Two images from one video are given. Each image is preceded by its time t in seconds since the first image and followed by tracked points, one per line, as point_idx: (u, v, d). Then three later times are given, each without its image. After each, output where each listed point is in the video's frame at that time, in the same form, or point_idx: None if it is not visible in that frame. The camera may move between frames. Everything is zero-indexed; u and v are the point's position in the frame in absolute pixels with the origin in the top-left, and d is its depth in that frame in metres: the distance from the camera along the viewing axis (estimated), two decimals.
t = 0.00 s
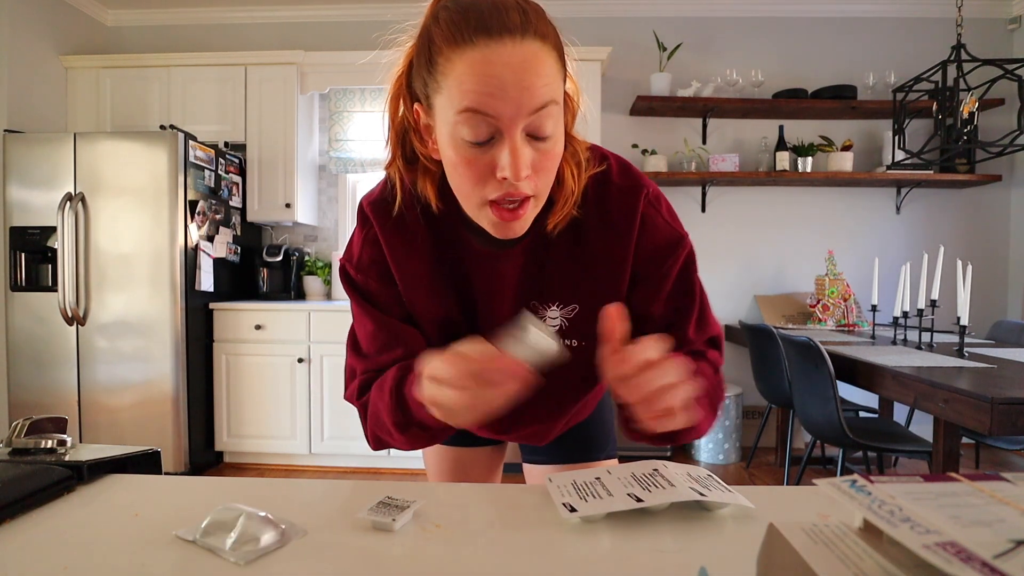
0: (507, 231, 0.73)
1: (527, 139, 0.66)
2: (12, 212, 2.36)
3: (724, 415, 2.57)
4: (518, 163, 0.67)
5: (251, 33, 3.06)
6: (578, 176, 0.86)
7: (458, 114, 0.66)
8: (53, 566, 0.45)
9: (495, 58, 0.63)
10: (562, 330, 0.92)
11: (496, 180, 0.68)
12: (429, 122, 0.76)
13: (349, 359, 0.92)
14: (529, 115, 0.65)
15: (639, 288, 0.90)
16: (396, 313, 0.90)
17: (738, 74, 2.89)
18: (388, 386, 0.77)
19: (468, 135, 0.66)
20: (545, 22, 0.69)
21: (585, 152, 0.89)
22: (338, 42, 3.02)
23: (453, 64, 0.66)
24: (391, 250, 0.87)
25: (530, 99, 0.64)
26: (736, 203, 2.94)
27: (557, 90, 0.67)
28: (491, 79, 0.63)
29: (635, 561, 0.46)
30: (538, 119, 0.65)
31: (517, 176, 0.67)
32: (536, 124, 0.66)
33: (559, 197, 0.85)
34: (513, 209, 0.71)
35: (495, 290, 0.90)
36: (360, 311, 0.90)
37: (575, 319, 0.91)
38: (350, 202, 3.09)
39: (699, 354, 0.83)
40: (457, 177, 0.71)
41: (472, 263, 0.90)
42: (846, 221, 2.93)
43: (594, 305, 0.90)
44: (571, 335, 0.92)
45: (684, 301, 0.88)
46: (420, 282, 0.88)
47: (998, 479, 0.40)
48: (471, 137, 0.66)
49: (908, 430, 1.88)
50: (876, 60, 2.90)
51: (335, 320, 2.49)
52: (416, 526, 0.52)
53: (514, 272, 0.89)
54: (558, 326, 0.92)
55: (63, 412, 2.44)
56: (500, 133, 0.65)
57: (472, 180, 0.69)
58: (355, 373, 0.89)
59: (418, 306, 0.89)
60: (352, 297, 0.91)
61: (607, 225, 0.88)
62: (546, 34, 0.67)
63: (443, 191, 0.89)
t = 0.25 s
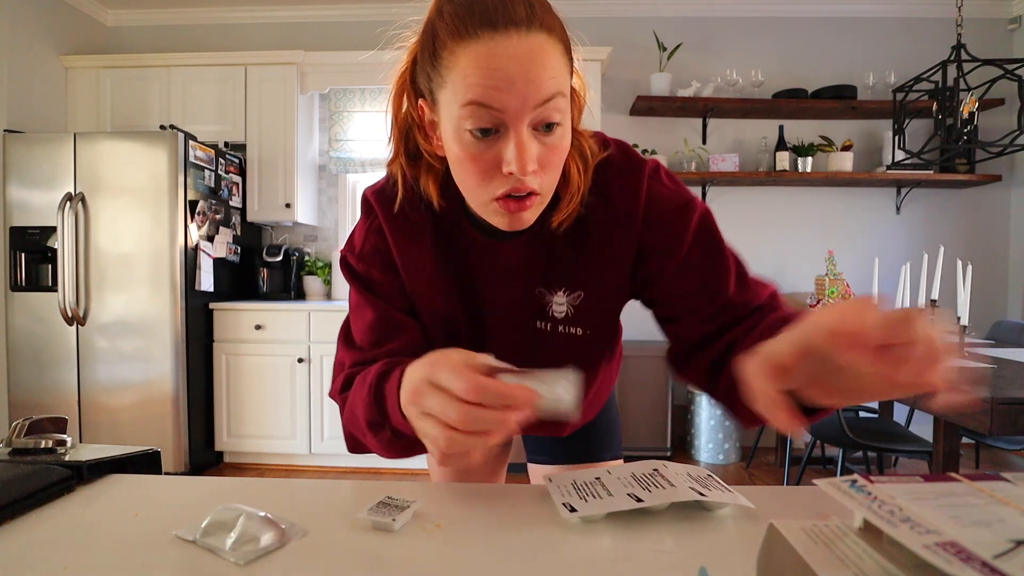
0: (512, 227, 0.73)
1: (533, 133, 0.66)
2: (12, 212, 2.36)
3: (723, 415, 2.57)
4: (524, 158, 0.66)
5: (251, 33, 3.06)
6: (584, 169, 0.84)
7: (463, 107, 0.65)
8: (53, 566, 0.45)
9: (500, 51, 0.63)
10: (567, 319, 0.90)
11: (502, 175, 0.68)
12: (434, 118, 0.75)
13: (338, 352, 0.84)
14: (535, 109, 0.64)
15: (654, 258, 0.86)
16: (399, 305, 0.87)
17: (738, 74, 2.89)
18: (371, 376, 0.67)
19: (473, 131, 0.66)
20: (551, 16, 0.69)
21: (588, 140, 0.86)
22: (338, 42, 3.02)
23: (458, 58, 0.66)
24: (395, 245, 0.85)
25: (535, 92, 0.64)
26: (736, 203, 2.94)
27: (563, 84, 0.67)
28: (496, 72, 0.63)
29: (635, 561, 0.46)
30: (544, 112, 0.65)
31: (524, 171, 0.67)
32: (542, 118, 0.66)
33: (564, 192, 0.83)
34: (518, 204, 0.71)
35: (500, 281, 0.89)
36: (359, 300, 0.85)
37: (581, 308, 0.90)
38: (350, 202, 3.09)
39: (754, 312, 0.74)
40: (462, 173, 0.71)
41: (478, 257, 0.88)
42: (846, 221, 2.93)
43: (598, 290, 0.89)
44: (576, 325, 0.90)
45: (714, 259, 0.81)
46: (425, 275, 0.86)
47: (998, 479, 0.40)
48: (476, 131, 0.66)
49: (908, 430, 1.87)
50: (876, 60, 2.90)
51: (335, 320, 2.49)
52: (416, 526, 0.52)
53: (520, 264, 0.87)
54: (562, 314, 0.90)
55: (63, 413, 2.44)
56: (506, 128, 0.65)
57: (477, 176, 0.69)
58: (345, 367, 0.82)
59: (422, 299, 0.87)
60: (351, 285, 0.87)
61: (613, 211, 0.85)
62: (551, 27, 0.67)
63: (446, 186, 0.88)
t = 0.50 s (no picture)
0: (524, 220, 0.71)
1: (545, 120, 0.65)
2: (12, 212, 2.36)
3: (724, 415, 2.57)
4: (536, 146, 0.64)
5: (251, 33, 3.06)
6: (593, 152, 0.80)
7: (473, 95, 0.64)
8: (54, 566, 0.45)
9: (509, 35, 0.61)
10: (574, 308, 0.85)
11: (513, 165, 0.66)
12: (442, 110, 0.74)
13: (338, 349, 0.79)
14: (546, 95, 0.63)
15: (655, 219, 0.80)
16: (409, 297, 0.79)
17: (738, 74, 2.89)
18: (386, 388, 0.63)
19: (483, 119, 0.65)
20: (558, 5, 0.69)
21: (596, 122, 0.84)
22: (338, 42, 3.02)
23: (467, 46, 0.65)
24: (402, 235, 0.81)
25: (545, 78, 0.62)
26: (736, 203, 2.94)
27: (574, 70, 0.65)
28: (505, 57, 0.61)
29: (634, 561, 0.46)
30: (556, 98, 0.64)
31: (536, 160, 0.65)
32: (553, 105, 0.64)
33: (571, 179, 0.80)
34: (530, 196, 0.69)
35: (507, 269, 0.85)
36: (364, 293, 0.79)
37: (589, 297, 0.85)
38: (350, 202, 3.09)
39: (771, 243, 0.64)
40: (473, 165, 0.69)
41: (487, 246, 0.86)
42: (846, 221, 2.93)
43: (606, 271, 0.83)
44: (582, 313, 0.85)
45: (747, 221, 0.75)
46: (430, 266, 0.81)
47: (998, 478, 0.40)
48: (486, 119, 0.65)
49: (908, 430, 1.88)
50: (876, 60, 2.90)
51: (335, 320, 2.49)
52: (416, 526, 0.52)
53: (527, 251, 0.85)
54: (569, 302, 0.85)
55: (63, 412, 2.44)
56: (517, 114, 0.63)
57: (488, 167, 0.68)
58: (344, 363, 0.77)
59: (429, 289, 0.81)
60: (355, 275, 0.82)
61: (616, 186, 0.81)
62: (559, 13, 0.66)
63: (452, 177, 0.86)
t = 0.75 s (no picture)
0: (532, 228, 0.72)
1: (547, 123, 0.64)
2: (12, 212, 2.35)
3: (724, 415, 2.57)
4: (539, 151, 0.64)
5: (251, 33, 3.06)
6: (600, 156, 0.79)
7: (472, 103, 0.64)
8: (54, 566, 0.45)
9: (507, 39, 0.61)
10: (587, 313, 0.84)
11: (517, 171, 0.66)
12: (440, 116, 0.74)
13: (349, 362, 0.82)
14: (547, 98, 0.63)
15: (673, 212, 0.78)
16: (416, 306, 0.82)
17: (738, 74, 2.89)
18: (397, 393, 0.67)
19: (484, 127, 0.65)
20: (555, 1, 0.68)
21: (602, 119, 0.82)
22: (339, 42, 3.02)
23: (462, 52, 0.64)
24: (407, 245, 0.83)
25: (546, 80, 0.62)
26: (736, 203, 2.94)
27: (574, 70, 0.65)
28: (504, 61, 0.61)
29: (635, 561, 0.46)
30: (557, 101, 0.63)
31: (540, 166, 0.65)
32: (555, 107, 0.64)
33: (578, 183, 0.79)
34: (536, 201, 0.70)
35: (517, 275, 0.85)
36: (371, 303, 0.82)
37: (601, 302, 0.83)
38: (350, 203, 3.09)
39: (805, 229, 0.64)
40: (476, 173, 0.69)
41: (493, 251, 0.86)
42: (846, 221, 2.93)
43: (621, 272, 0.82)
44: (596, 318, 0.84)
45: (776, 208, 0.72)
46: (435, 274, 0.83)
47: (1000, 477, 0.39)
48: (487, 127, 0.65)
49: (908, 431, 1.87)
50: (876, 60, 2.90)
51: (335, 320, 2.49)
52: (416, 526, 0.51)
53: (536, 254, 0.84)
54: (582, 307, 0.84)
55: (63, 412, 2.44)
56: (518, 120, 0.63)
57: (492, 175, 0.68)
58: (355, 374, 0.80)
59: (435, 298, 0.83)
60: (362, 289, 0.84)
61: (622, 183, 0.80)
62: (555, 11, 0.66)
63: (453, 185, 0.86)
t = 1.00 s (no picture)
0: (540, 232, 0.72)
1: (550, 126, 0.64)
2: (12, 212, 2.35)
3: (724, 415, 2.57)
4: (543, 155, 0.64)
5: (251, 33, 3.06)
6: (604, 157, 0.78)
7: (473, 109, 0.64)
8: (53, 566, 0.45)
9: (506, 43, 0.61)
10: (597, 314, 0.84)
11: (523, 175, 0.66)
12: (443, 121, 0.74)
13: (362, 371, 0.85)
14: (550, 101, 0.62)
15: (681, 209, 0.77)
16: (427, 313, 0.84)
17: (738, 74, 2.89)
18: (407, 406, 0.67)
19: (487, 133, 0.65)
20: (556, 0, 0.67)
21: (608, 117, 0.82)
22: (339, 42, 3.02)
23: (462, 57, 0.64)
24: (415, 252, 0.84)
25: (548, 83, 0.61)
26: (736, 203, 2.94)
27: (576, 71, 0.65)
28: (505, 64, 0.61)
29: (635, 561, 0.46)
30: (560, 103, 0.63)
31: (545, 170, 0.65)
32: (558, 110, 0.64)
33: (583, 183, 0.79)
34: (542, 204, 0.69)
35: (526, 279, 0.85)
36: (381, 313, 0.84)
37: (611, 304, 0.83)
38: (350, 203, 3.09)
39: (816, 227, 0.63)
40: (481, 179, 0.69)
41: (500, 253, 0.86)
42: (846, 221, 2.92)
43: (634, 273, 0.81)
44: (605, 320, 0.84)
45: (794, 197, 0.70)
46: (443, 281, 0.84)
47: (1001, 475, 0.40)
48: (489, 133, 0.65)
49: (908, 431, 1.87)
50: (876, 60, 2.90)
51: (335, 320, 2.49)
52: (416, 526, 0.51)
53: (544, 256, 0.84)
54: (592, 309, 0.84)
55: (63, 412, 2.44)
56: (520, 124, 0.63)
57: (497, 180, 0.68)
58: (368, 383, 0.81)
59: (444, 302, 0.85)
60: (372, 299, 0.87)
61: (629, 182, 0.80)
62: (556, 10, 0.65)
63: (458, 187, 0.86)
